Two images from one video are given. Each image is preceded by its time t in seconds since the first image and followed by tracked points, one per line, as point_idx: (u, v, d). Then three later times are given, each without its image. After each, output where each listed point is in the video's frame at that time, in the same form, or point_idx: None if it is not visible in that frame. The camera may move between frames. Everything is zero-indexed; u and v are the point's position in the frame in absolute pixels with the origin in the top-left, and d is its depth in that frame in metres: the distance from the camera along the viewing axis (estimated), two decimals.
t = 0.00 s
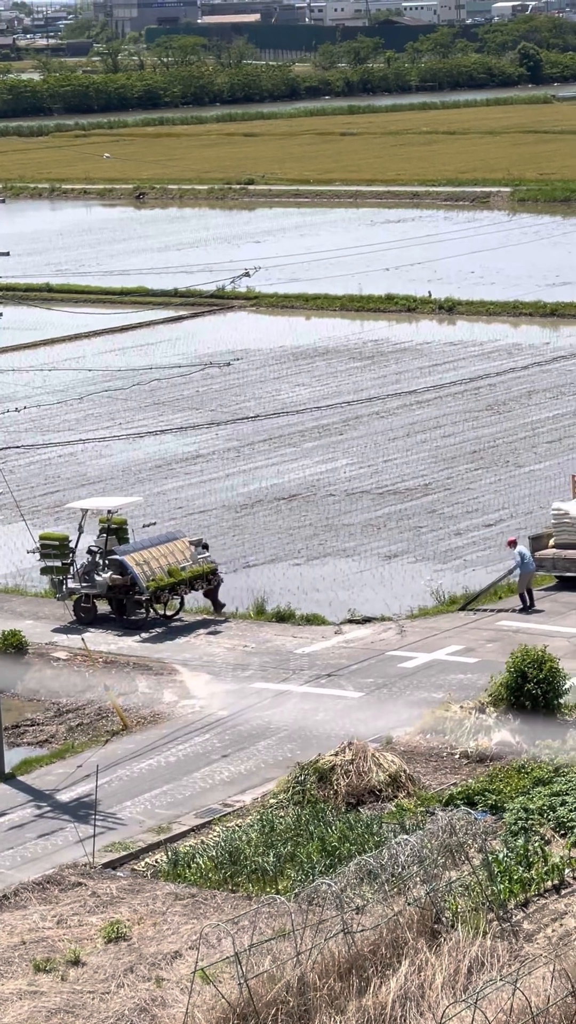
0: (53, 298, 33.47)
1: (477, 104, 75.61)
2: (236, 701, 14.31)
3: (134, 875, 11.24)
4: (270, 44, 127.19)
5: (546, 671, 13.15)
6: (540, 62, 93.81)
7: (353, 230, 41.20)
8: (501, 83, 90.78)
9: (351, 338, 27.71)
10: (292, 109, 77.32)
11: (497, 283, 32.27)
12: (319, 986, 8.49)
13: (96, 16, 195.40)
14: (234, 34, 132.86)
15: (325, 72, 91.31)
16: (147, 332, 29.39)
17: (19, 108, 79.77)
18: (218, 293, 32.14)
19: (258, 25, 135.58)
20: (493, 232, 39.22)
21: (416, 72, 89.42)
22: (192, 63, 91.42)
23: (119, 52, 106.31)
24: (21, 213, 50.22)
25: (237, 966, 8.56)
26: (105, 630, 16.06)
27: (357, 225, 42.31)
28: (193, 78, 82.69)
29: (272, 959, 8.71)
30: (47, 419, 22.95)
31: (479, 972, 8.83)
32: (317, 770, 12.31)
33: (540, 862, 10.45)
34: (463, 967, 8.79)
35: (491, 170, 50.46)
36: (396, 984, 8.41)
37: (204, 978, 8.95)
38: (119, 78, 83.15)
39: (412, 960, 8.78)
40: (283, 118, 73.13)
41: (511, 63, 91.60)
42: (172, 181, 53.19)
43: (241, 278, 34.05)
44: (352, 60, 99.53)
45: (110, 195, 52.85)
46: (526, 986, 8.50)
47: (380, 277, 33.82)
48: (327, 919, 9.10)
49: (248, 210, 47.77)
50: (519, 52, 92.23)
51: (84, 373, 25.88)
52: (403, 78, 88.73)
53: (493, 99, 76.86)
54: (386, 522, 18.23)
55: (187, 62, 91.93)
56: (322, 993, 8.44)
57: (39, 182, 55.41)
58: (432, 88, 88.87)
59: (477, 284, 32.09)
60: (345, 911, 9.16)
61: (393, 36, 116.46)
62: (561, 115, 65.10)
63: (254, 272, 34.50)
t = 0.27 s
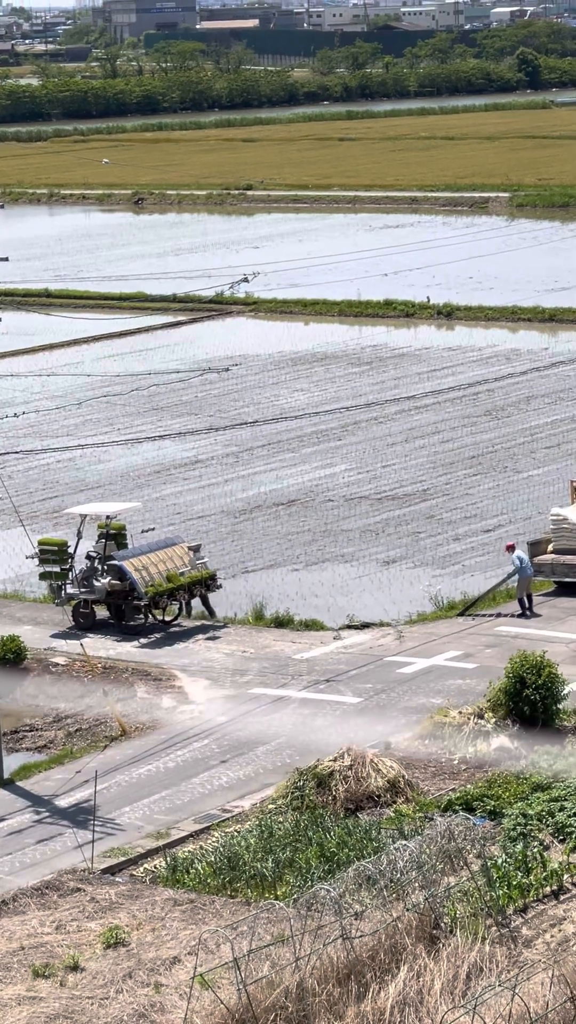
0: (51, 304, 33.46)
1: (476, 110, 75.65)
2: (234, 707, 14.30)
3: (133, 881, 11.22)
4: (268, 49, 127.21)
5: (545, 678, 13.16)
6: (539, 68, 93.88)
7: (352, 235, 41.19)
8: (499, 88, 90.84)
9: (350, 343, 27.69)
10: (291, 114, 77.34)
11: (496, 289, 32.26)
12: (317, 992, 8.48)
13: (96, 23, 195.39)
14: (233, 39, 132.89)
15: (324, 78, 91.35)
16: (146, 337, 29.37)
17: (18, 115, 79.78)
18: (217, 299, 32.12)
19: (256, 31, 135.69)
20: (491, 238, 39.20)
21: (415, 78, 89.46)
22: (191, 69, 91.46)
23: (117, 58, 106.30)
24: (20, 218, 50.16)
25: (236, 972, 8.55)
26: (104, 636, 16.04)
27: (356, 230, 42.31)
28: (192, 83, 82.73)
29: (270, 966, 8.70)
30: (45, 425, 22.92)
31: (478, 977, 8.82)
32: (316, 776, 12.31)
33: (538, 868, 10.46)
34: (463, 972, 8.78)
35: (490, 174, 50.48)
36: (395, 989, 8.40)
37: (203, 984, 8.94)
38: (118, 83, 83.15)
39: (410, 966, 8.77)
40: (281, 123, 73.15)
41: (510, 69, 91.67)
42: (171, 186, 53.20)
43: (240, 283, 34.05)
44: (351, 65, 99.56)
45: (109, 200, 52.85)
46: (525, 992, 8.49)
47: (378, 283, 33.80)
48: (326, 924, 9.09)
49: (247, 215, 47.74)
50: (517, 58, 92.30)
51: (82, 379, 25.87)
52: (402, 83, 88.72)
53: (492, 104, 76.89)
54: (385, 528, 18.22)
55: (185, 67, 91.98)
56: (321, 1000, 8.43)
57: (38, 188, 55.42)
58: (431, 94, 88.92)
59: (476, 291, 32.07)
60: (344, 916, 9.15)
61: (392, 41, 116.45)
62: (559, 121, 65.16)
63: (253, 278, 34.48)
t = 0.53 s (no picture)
0: (50, 308, 33.50)
1: (474, 115, 75.76)
2: (234, 711, 14.31)
3: (132, 884, 11.23)
4: (267, 54, 127.35)
5: (544, 681, 13.15)
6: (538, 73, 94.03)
7: (350, 239, 41.22)
8: (498, 93, 90.89)
9: (349, 347, 27.72)
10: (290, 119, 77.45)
11: (494, 293, 32.30)
12: (317, 996, 8.49)
13: (94, 28, 195.51)
14: (232, 44, 132.95)
15: (323, 83, 91.51)
16: (145, 341, 29.41)
17: (16, 119, 79.93)
18: (216, 304, 32.16)
19: (255, 35, 135.74)
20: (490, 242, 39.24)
21: (414, 83, 89.53)
22: (190, 74, 91.62)
23: (116, 62, 106.45)
24: (19, 223, 50.21)
25: (235, 976, 8.56)
26: (103, 639, 16.07)
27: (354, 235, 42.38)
28: (191, 87, 82.86)
29: (270, 970, 8.71)
30: (44, 429, 22.96)
31: (477, 982, 8.82)
32: (315, 780, 12.32)
33: (538, 872, 10.47)
34: (461, 977, 8.78)
35: (488, 180, 50.54)
36: (394, 994, 8.41)
37: (202, 989, 8.95)
38: (117, 88, 83.30)
39: (409, 970, 8.77)
40: (280, 128, 73.22)
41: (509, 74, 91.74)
42: (169, 191, 53.27)
43: (239, 288, 34.08)
44: (350, 70, 99.70)
45: (107, 204, 52.90)
46: (524, 996, 8.50)
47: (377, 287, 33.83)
48: (325, 928, 9.10)
49: (245, 219, 47.81)
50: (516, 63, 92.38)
51: (81, 383, 25.90)
52: (401, 88, 88.80)
53: (490, 110, 77.00)
54: (384, 532, 18.24)
55: (185, 72, 92.11)
56: (320, 1004, 8.43)
57: (37, 193, 55.50)
58: (429, 99, 89.04)
59: (475, 295, 32.10)
60: (343, 920, 9.16)
61: (391, 46, 116.61)
62: (557, 127, 65.24)
63: (252, 283, 34.52)
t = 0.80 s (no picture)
0: (49, 313, 33.48)
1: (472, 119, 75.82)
2: (233, 716, 14.30)
3: (130, 890, 11.22)
4: (265, 59, 127.33)
5: (543, 686, 13.10)
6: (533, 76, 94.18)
7: (349, 244, 41.24)
8: (496, 97, 90.98)
9: (348, 352, 27.71)
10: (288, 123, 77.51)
11: (492, 297, 32.32)
12: (316, 1001, 8.48)
13: (90, 33, 195.39)
14: (230, 49, 132.96)
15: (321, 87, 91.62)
16: (143, 346, 29.42)
17: (15, 124, 79.94)
18: (214, 309, 32.14)
19: (253, 41, 135.73)
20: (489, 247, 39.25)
21: (412, 87, 89.63)
22: (187, 79, 91.65)
23: (114, 67, 106.49)
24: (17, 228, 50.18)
25: (234, 981, 8.56)
26: (101, 644, 16.06)
27: (352, 239, 42.39)
28: (189, 92, 82.90)
29: (269, 975, 8.71)
30: (43, 434, 22.94)
31: (477, 986, 8.81)
32: (314, 784, 12.32)
33: (537, 877, 10.46)
34: (462, 981, 8.78)
35: (486, 184, 50.59)
36: (393, 999, 8.40)
37: (201, 993, 8.95)
38: (115, 93, 83.30)
39: (409, 974, 8.76)
40: (278, 133, 73.25)
41: (507, 78, 91.85)
42: (168, 195, 53.28)
43: (237, 292, 34.08)
44: (348, 74, 99.77)
45: (106, 209, 52.88)
46: (525, 1000, 8.49)
47: (375, 292, 33.83)
48: (324, 933, 9.08)
49: (244, 223, 47.82)
50: (514, 67, 92.47)
51: (80, 388, 25.88)
52: (399, 93, 88.88)
53: (488, 114, 77.10)
54: (383, 537, 18.24)
55: (182, 77, 92.14)
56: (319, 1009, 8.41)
57: (35, 197, 55.49)
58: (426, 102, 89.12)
59: (473, 299, 32.11)
60: (342, 925, 9.14)
61: (388, 50, 116.65)
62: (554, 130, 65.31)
63: (250, 287, 34.51)
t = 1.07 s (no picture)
0: (47, 317, 33.48)
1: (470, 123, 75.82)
2: (232, 720, 14.29)
3: (130, 893, 11.21)
4: (263, 63, 127.34)
5: (543, 689, 13.16)
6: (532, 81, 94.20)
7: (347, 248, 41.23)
8: (495, 100, 91.00)
9: (346, 356, 27.70)
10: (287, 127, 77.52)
11: (491, 301, 32.31)
12: (316, 1005, 8.50)
13: (89, 38, 195.38)
14: (228, 53, 132.90)
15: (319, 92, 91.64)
16: (142, 349, 29.42)
17: (13, 128, 79.92)
18: (213, 313, 32.13)
19: (251, 45, 135.70)
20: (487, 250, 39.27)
21: (410, 91, 89.64)
22: (186, 82, 91.67)
23: (112, 72, 106.53)
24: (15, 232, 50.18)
25: (234, 985, 8.56)
26: (101, 648, 16.06)
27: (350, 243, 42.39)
28: (187, 96, 82.90)
29: (268, 978, 8.69)
30: (42, 438, 22.94)
31: (477, 990, 8.80)
32: (313, 788, 12.32)
33: (537, 880, 10.45)
34: (462, 985, 8.77)
35: (484, 188, 50.58)
36: (392, 1004, 8.41)
37: (201, 998, 8.95)
38: (113, 97, 83.33)
39: (409, 979, 8.76)
40: (276, 137, 73.27)
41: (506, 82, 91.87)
42: (166, 199, 53.28)
43: (236, 296, 34.08)
44: (346, 78, 99.77)
45: (104, 213, 52.87)
46: (524, 1005, 8.49)
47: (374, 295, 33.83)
48: (324, 937, 9.08)
49: (243, 227, 47.83)
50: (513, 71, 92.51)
51: (78, 391, 25.87)
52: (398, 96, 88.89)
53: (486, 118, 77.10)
54: (382, 540, 18.24)
55: (181, 80, 92.16)
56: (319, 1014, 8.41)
57: (34, 202, 55.51)
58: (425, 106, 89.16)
59: (472, 303, 32.11)
60: (342, 928, 9.13)
61: (386, 55, 116.64)
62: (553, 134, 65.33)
63: (248, 291, 34.51)
